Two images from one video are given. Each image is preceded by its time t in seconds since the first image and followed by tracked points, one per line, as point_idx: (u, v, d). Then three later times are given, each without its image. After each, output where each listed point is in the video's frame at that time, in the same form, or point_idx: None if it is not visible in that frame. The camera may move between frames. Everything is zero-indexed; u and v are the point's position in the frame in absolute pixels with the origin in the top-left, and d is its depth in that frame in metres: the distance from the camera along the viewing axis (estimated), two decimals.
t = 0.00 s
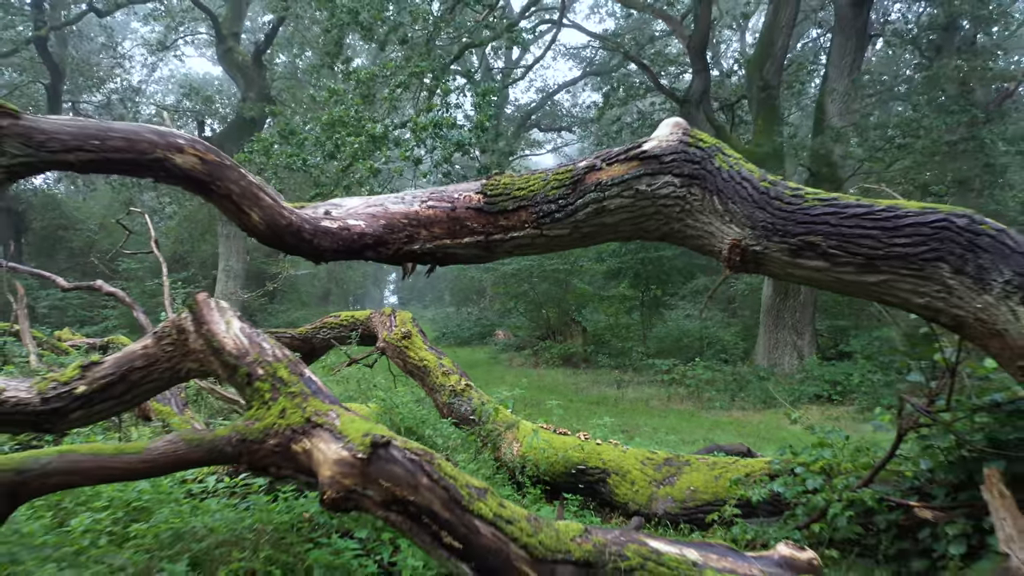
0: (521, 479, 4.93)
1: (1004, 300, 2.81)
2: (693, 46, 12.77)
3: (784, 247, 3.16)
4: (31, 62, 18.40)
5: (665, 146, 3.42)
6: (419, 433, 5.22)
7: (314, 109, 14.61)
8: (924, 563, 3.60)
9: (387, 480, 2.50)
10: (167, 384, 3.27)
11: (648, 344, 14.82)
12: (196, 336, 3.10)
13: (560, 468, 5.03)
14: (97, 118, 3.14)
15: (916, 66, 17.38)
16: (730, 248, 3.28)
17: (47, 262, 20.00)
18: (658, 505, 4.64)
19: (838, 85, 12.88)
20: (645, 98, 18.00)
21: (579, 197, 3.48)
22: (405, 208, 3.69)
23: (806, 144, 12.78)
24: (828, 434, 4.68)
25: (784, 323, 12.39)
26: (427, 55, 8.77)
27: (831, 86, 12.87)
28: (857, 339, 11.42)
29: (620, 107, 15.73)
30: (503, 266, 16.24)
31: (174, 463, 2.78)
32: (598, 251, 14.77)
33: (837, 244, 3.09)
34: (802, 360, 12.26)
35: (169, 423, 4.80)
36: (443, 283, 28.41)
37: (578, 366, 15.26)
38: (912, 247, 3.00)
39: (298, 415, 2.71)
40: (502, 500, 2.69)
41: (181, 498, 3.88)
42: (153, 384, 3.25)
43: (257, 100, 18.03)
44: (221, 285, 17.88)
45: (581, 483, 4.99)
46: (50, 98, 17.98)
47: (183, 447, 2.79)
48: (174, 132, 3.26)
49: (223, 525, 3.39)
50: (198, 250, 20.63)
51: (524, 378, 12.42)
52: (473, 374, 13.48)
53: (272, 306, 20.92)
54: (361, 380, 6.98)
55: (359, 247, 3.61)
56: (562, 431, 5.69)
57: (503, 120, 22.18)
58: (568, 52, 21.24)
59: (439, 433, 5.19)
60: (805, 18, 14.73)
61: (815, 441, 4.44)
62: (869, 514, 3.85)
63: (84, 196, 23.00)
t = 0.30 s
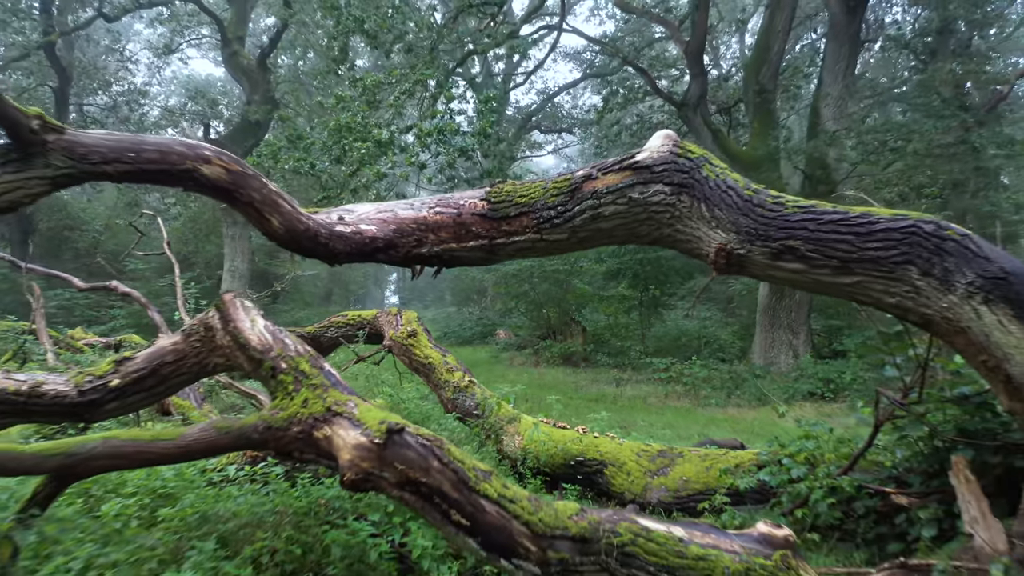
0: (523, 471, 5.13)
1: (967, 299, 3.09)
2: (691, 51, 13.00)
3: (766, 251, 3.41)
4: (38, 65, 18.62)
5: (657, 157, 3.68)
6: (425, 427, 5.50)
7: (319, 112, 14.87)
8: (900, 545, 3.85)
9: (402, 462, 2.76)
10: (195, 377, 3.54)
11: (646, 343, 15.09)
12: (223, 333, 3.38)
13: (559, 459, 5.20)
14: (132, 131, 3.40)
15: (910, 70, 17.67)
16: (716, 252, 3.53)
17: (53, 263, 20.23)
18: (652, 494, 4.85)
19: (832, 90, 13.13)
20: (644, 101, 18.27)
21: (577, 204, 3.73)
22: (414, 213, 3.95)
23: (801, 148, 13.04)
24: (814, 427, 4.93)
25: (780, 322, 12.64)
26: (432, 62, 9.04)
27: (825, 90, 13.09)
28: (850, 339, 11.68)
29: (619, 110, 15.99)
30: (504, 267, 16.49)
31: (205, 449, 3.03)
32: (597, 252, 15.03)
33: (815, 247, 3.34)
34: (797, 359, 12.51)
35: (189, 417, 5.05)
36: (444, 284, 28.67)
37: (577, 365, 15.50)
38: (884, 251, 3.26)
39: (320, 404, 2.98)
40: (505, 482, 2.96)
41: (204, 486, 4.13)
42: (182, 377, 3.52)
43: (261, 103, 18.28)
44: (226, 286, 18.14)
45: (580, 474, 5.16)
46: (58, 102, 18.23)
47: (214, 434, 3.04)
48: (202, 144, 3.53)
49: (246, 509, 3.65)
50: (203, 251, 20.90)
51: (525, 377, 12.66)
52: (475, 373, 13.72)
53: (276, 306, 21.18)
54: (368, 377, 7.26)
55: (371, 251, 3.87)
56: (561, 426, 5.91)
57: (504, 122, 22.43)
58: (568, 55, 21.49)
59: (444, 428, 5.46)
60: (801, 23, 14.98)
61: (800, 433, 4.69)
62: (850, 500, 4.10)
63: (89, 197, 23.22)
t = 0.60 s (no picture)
0: (524, 463, 5.34)
1: (934, 300, 3.36)
2: (688, 55, 13.25)
3: (750, 254, 3.67)
4: (45, 68, 18.87)
5: (649, 166, 3.93)
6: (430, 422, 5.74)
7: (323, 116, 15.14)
8: (878, 530, 4.11)
9: (414, 448, 3.04)
10: (218, 371, 3.80)
11: (645, 342, 15.33)
12: (246, 330, 3.65)
13: (559, 452, 5.40)
14: (161, 143, 3.66)
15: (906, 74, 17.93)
16: (704, 255, 3.80)
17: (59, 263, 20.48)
18: (647, 485, 5.07)
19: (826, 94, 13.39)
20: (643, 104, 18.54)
21: (574, 210, 3.99)
22: (422, 218, 4.21)
23: (796, 151, 13.29)
24: (801, 421, 5.18)
25: (775, 322, 12.90)
26: (435, 69, 9.29)
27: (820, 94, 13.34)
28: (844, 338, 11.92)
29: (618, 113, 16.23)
30: (505, 267, 16.73)
31: (232, 437, 3.29)
32: (597, 253, 15.28)
33: (795, 251, 3.60)
34: (792, 358, 12.76)
35: (207, 411, 5.30)
36: (445, 283, 28.93)
37: (577, 364, 15.74)
38: (859, 254, 3.52)
39: (338, 396, 3.26)
40: (508, 467, 3.24)
41: (223, 474, 4.38)
42: (207, 372, 3.79)
43: (266, 106, 18.56)
44: (231, 286, 18.39)
45: (578, 465, 5.38)
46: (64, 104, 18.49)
47: (240, 423, 3.30)
48: (225, 155, 3.79)
49: (266, 495, 3.91)
50: (207, 252, 21.17)
51: (526, 375, 12.90)
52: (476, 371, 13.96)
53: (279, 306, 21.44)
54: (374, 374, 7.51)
55: (382, 254, 4.13)
56: (560, 420, 6.14)
57: (504, 124, 22.68)
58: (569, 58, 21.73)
59: (449, 422, 5.73)
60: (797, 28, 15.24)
61: (788, 426, 4.94)
62: (832, 488, 4.34)
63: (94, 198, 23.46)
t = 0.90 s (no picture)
0: (524, 456, 5.56)
1: (906, 300, 3.62)
2: (686, 60, 13.49)
3: (737, 257, 3.93)
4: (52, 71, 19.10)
5: (643, 174, 4.19)
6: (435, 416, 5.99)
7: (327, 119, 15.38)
8: (858, 516, 4.36)
9: (424, 437, 3.30)
10: (239, 367, 4.06)
11: (644, 341, 15.58)
12: (266, 328, 3.90)
13: (558, 445, 5.64)
14: (186, 153, 3.92)
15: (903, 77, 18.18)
16: (693, 258, 4.06)
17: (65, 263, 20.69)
18: (642, 476, 5.32)
19: (820, 99, 13.40)
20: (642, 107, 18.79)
21: (572, 216, 4.24)
22: (429, 222, 4.47)
23: (792, 154, 13.51)
24: (788, 415, 5.44)
25: (771, 321, 13.15)
26: (439, 75, 9.53)
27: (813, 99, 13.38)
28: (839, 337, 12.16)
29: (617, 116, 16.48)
30: (506, 268, 16.97)
31: (254, 427, 3.55)
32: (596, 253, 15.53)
33: (779, 254, 3.86)
34: (788, 357, 13.00)
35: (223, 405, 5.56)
36: (446, 284, 29.17)
37: (577, 362, 15.98)
38: (838, 257, 3.78)
39: (353, 389, 3.52)
40: (510, 455, 3.50)
41: (241, 464, 4.63)
42: (228, 367, 4.04)
43: (271, 108, 18.83)
44: (235, 286, 18.64)
45: (576, 458, 5.62)
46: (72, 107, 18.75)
47: (262, 414, 3.57)
48: (246, 164, 4.04)
49: (283, 483, 4.17)
50: (212, 252, 21.43)
51: (526, 374, 13.14)
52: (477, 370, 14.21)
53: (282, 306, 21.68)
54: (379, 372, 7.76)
55: (391, 256, 4.38)
56: (560, 416, 6.38)
57: (506, 126, 22.93)
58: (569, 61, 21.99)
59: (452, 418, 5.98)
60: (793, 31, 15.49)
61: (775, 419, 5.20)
62: (816, 478, 4.59)
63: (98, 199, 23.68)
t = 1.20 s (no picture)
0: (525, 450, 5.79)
1: (883, 299, 3.87)
2: (684, 64, 13.75)
3: (725, 259, 4.18)
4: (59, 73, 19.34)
5: (637, 181, 4.44)
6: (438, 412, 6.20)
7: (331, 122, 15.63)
8: (841, 505, 4.60)
9: (432, 427, 3.56)
10: (257, 362, 4.32)
11: (643, 341, 15.83)
12: (283, 325, 4.16)
13: (557, 439, 5.87)
14: (207, 162, 4.17)
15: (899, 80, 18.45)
16: (684, 260, 4.32)
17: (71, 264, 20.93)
18: (637, 468, 5.57)
19: (815, 102, 13.70)
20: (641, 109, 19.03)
21: (571, 221, 4.50)
22: (435, 226, 4.71)
23: (787, 157, 13.77)
24: (777, 409, 5.68)
25: (767, 321, 13.40)
26: (442, 81, 9.80)
27: (809, 103, 13.68)
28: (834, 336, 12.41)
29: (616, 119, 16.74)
30: (506, 268, 17.21)
31: (274, 417, 3.80)
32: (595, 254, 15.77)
33: (764, 256, 4.11)
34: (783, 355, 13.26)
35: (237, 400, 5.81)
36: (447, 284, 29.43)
37: (577, 361, 16.22)
38: (819, 260, 4.03)
39: (365, 382, 3.79)
40: (512, 444, 3.75)
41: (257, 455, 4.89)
42: (247, 363, 4.30)
43: (275, 111, 19.10)
44: (240, 286, 18.90)
45: (575, 451, 5.86)
46: (78, 109, 19.00)
47: (281, 406, 3.82)
48: (263, 172, 4.30)
49: (297, 472, 4.42)
50: (216, 253, 21.68)
51: (527, 372, 13.38)
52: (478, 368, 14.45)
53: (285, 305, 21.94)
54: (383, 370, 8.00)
55: (399, 258, 4.63)
56: (560, 411, 6.62)
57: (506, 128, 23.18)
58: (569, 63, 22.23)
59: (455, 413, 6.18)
60: (790, 36, 15.75)
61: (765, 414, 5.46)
62: (802, 469, 4.83)
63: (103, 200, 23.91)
